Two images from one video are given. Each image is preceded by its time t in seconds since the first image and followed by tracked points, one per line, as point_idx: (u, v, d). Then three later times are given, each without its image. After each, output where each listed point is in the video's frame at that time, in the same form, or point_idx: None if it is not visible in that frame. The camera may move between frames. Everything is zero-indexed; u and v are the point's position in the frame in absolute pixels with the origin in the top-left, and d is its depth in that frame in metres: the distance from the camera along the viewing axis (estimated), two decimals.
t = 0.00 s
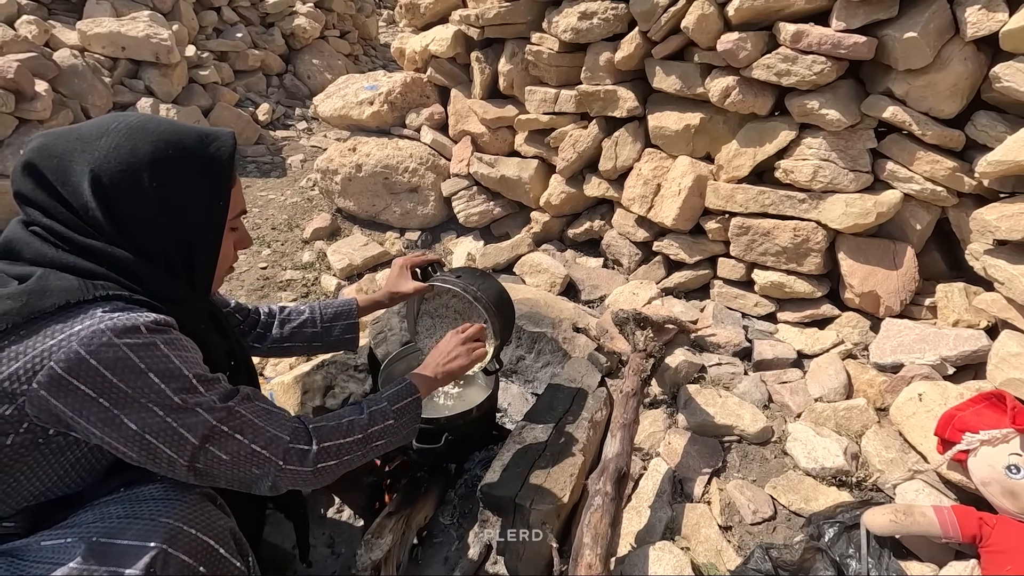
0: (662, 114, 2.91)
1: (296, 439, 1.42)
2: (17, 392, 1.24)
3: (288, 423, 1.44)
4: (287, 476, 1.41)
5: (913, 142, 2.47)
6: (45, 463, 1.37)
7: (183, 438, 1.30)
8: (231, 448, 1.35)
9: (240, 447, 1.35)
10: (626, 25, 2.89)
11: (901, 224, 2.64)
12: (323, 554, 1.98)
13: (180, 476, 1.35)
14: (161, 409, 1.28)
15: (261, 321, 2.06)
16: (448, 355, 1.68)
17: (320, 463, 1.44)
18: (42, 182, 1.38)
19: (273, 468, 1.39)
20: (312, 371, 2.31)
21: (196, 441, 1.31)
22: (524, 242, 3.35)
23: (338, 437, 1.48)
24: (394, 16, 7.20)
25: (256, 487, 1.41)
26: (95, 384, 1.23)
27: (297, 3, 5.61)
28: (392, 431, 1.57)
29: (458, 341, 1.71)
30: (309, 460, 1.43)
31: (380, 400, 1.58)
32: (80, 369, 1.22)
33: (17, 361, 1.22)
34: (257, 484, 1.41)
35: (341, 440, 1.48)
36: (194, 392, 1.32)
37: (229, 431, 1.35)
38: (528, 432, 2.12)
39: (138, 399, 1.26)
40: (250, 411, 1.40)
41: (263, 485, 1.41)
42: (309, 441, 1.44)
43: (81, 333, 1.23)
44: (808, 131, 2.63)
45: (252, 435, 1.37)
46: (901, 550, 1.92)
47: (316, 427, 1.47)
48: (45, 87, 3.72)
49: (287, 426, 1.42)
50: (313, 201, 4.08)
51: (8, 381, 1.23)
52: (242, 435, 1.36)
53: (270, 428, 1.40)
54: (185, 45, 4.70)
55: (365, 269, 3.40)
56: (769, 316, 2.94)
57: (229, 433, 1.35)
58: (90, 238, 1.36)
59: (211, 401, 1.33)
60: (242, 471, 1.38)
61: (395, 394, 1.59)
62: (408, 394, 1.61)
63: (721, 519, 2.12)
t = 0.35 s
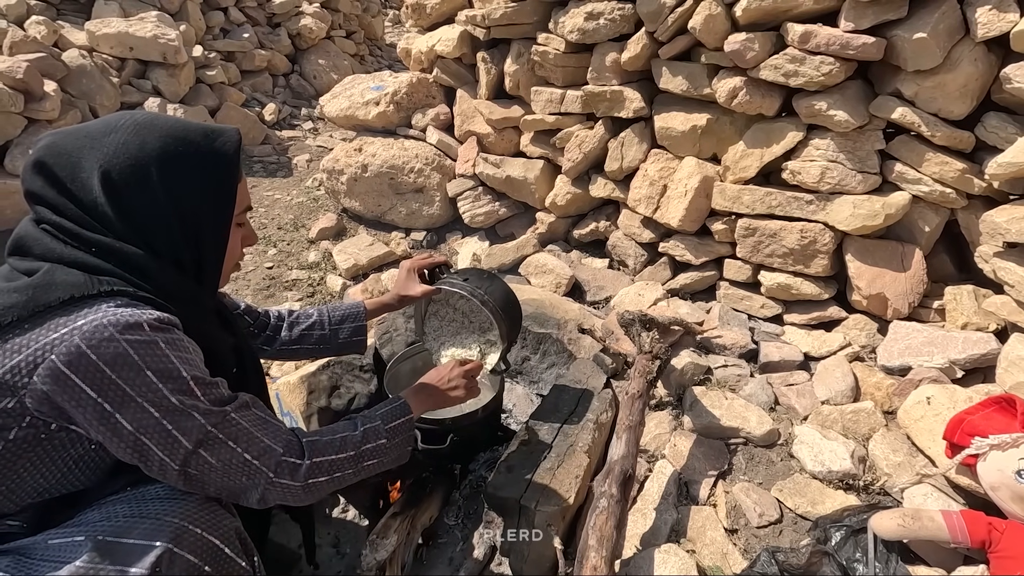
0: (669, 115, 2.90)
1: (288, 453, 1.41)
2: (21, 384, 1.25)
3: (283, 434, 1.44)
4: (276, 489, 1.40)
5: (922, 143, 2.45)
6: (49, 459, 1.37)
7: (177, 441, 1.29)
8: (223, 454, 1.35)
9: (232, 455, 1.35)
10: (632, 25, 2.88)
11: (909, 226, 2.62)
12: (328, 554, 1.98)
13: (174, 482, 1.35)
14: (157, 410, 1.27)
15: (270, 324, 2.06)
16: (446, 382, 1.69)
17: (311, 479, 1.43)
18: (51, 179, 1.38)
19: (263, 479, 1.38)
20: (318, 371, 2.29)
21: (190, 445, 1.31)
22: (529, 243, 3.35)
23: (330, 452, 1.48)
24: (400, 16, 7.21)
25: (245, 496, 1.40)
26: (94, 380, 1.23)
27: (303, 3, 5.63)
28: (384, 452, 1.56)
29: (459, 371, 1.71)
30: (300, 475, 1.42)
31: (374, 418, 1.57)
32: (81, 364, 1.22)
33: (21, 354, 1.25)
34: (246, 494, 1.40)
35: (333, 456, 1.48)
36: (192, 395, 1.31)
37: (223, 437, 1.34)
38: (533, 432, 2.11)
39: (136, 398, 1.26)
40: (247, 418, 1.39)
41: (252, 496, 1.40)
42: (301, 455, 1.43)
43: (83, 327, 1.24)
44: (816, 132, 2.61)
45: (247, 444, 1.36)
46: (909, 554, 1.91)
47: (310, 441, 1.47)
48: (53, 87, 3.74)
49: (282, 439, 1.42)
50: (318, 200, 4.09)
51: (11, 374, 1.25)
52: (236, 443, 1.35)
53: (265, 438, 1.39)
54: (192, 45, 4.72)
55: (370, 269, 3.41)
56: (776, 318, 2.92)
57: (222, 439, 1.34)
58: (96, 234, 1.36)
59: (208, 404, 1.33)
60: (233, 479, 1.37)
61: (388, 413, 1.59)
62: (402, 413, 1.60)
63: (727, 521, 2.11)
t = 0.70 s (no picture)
0: (675, 114, 2.89)
1: (301, 442, 1.41)
2: (41, 374, 1.26)
3: (296, 424, 1.43)
4: (289, 478, 1.40)
5: (930, 143, 2.44)
6: (66, 450, 1.37)
7: (193, 429, 1.30)
8: (237, 444, 1.35)
9: (246, 443, 1.35)
10: (639, 24, 2.88)
11: (917, 226, 2.60)
12: (333, 551, 1.99)
13: (188, 471, 1.35)
14: (175, 399, 1.28)
15: (274, 318, 2.06)
16: (453, 359, 1.68)
17: (323, 467, 1.43)
18: (68, 173, 1.39)
19: (276, 468, 1.38)
20: (324, 367, 2.32)
21: (205, 434, 1.31)
22: (535, 242, 3.35)
23: (342, 441, 1.47)
24: (406, 16, 7.22)
25: (259, 485, 1.41)
26: (113, 369, 1.24)
27: (310, 3, 5.65)
28: (395, 437, 1.56)
29: (464, 346, 1.70)
30: (312, 464, 1.41)
31: (384, 405, 1.57)
32: (99, 352, 1.23)
33: (41, 344, 1.25)
34: (260, 483, 1.41)
35: (345, 445, 1.47)
36: (208, 383, 1.32)
37: (237, 425, 1.34)
38: (539, 431, 2.11)
39: (154, 387, 1.27)
40: (260, 408, 1.40)
41: (266, 485, 1.40)
42: (313, 444, 1.42)
43: (102, 317, 1.25)
44: (823, 131, 2.60)
45: (259, 433, 1.36)
46: (916, 555, 1.89)
47: (322, 430, 1.46)
48: (63, 86, 3.76)
49: (293, 428, 1.41)
50: (324, 199, 4.10)
51: (32, 363, 1.26)
52: (250, 432, 1.36)
53: (277, 427, 1.39)
54: (200, 44, 4.74)
55: (376, 268, 3.42)
56: (782, 318, 2.91)
57: (237, 429, 1.34)
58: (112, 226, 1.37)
59: (223, 392, 1.34)
60: (246, 468, 1.38)
61: (399, 399, 1.58)
62: (413, 398, 1.60)
63: (732, 521, 2.10)
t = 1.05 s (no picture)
0: (680, 114, 2.89)
1: (321, 416, 1.44)
2: (62, 366, 1.26)
3: (314, 399, 1.47)
4: (313, 451, 1.43)
5: (937, 143, 2.43)
6: (82, 442, 1.37)
7: (218, 411, 1.32)
8: (263, 424, 1.38)
9: (270, 422, 1.38)
10: (644, 25, 2.88)
11: (923, 226, 2.59)
12: (338, 548, 1.99)
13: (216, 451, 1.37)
14: (198, 384, 1.30)
15: (279, 317, 2.07)
16: (458, 341, 1.69)
17: (344, 438, 1.47)
18: (85, 168, 1.38)
19: (301, 443, 1.41)
20: (329, 366, 2.34)
21: (230, 415, 1.34)
22: (539, 242, 3.35)
23: (360, 413, 1.50)
24: (412, 16, 7.23)
25: (282, 460, 1.43)
26: (138, 359, 1.25)
27: (316, 4, 5.67)
28: (408, 411, 1.58)
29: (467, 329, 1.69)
30: (333, 435, 1.45)
31: (396, 381, 1.59)
32: (124, 343, 1.24)
33: (65, 336, 1.25)
34: (285, 458, 1.42)
35: (363, 417, 1.50)
36: (230, 368, 1.34)
37: (260, 405, 1.37)
38: (542, 430, 2.12)
39: (176, 375, 1.28)
40: (279, 387, 1.43)
41: (291, 460, 1.43)
42: (333, 417, 1.46)
43: (124, 309, 1.25)
44: (829, 131, 2.59)
45: (282, 410, 1.39)
46: (920, 557, 1.89)
47: (341, 403, 1.49)
48: (72, 86, 3.79)
49: (314, 403, 1.45)
50: (330, 199, 4.12)
51: (54, 356, 1.25)
52: (273, 410, 1.39)
53: (297, 404, 1.43)
54: (207, 44, 4.77)
55: (381, 267, 3.43)
56: (787, 319, 2.90)
57: (261, 408, 1.37)
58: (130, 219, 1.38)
59: (244, 375, 1.36)
60: (270, 448, 1.40)
61: (409, 375, 1.60)
62: (422, 376, 1.62)
63: (736, 521, 2.10)
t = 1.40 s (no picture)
0: (685, 114, 2.89)
1: (333, 407, 1.45)
2: (72, 361, 1.27)
3: (325, 391, 1.48)
4: (330, 443, 1.44)
5: (943, 144, 2.43)
6: (91, 437, 1.39)
7: (228, 403, 1.33)
8: (275, 416, 1.39)
9: (281, 414, 1.39)
10: (650, 25, 2.88)
11: (929, 228, 2.59)
12: (342, 545, 2.00)
13: (225, 444, 1.38)
14: (208, 378, 1.31)
15: (287, 316, 2.08)
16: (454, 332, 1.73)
17: (359, 429, 1.48)
18: (99, 166, 1.40)
19: (315, 434, 1.42)
20: (335, 364, 2.36)
21: (241, 407, 1.34)
22: (543, 242, 3.36)
23: (373, 403, 1.52)
24: (417, 16, 7.25)
25: (299, 456, 1.44)
26: (147, 353, 1.26)
27: (322, 3, 5.68)
28: (418, 402, 1.60)
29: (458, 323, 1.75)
30: (348, 425, 1.46)
31: (402, 374, 1.61)
32: (131, 338, 1.25)
33: (74, 331, 1.26)
34: (298, 455, 1.44)
35: (376, 406, 1.52)
36: (239, 362, 1.35)
37: (271, 398, 1.38)
38: (546, 429, 2.13)
39: (184, 370, 1.29)
40: (290, 380, 1.44)
41: (306, 453, 1.44)
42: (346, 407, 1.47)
43: (131, 304, 1.26)
44: (835, 132, 2.59)
45: (294, 401, 1.40)
46: (924, 559, 1.89)
47: (353, 394, 1.51)
48: (81, 85, 3.81)
49: (325, 394, 1.46)
50: (335, 198, 4.13)
51: (64, 350, 1.26)
52: (285, 402, 1.40)
53: (309, 395, 1.43)
54: (214, 44, 4.79)
55: (386, 266, 3.44)
56: (791, 320, 2.90)
57: (272, 401, 1.38)
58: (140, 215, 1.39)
59: (253, 369, 1.37)
60: (284, 440, 1.41)
61: (415, 368, 1.62)
62: (426, 369, 1.64)
63: (739, 521, 2.11)
